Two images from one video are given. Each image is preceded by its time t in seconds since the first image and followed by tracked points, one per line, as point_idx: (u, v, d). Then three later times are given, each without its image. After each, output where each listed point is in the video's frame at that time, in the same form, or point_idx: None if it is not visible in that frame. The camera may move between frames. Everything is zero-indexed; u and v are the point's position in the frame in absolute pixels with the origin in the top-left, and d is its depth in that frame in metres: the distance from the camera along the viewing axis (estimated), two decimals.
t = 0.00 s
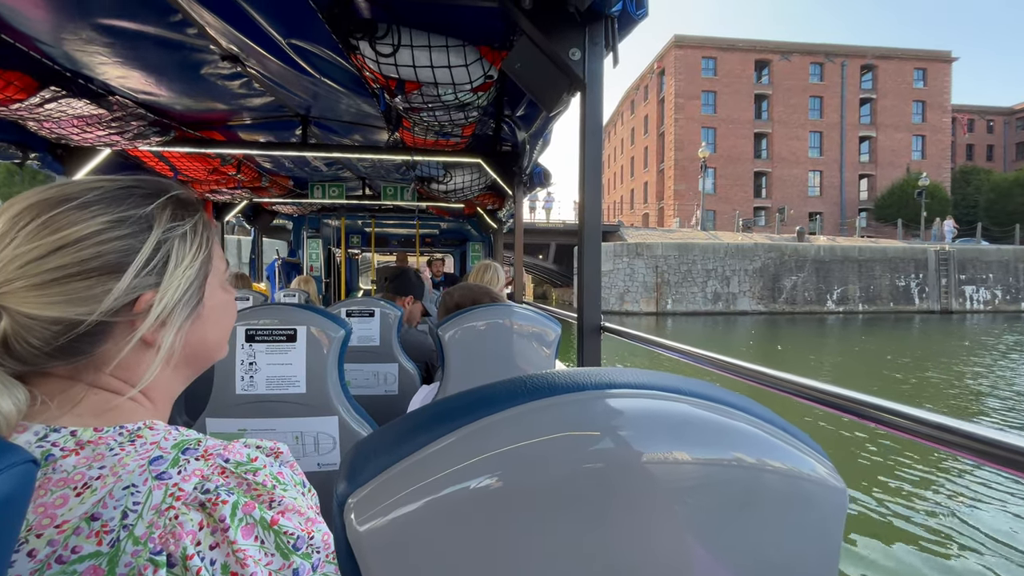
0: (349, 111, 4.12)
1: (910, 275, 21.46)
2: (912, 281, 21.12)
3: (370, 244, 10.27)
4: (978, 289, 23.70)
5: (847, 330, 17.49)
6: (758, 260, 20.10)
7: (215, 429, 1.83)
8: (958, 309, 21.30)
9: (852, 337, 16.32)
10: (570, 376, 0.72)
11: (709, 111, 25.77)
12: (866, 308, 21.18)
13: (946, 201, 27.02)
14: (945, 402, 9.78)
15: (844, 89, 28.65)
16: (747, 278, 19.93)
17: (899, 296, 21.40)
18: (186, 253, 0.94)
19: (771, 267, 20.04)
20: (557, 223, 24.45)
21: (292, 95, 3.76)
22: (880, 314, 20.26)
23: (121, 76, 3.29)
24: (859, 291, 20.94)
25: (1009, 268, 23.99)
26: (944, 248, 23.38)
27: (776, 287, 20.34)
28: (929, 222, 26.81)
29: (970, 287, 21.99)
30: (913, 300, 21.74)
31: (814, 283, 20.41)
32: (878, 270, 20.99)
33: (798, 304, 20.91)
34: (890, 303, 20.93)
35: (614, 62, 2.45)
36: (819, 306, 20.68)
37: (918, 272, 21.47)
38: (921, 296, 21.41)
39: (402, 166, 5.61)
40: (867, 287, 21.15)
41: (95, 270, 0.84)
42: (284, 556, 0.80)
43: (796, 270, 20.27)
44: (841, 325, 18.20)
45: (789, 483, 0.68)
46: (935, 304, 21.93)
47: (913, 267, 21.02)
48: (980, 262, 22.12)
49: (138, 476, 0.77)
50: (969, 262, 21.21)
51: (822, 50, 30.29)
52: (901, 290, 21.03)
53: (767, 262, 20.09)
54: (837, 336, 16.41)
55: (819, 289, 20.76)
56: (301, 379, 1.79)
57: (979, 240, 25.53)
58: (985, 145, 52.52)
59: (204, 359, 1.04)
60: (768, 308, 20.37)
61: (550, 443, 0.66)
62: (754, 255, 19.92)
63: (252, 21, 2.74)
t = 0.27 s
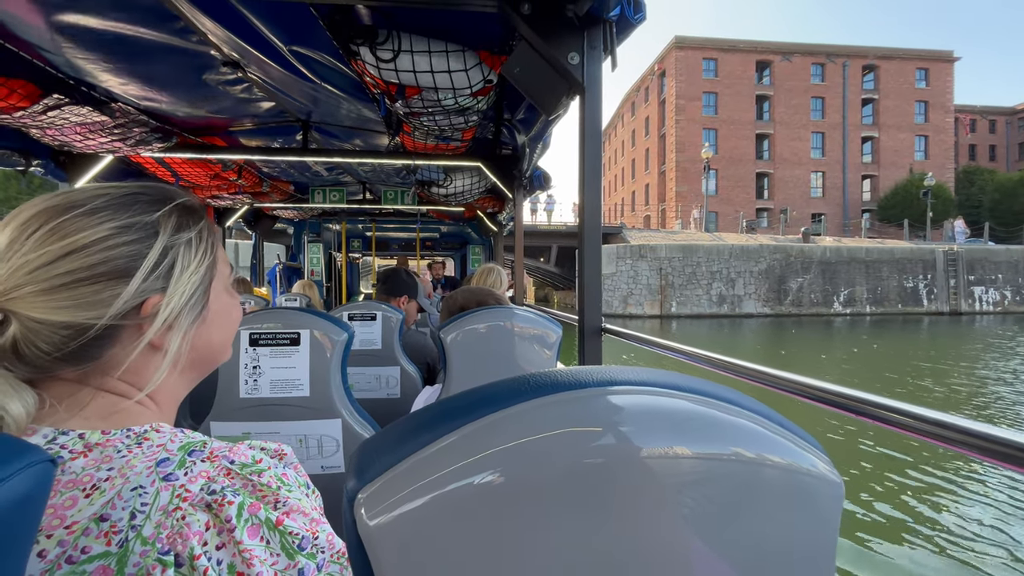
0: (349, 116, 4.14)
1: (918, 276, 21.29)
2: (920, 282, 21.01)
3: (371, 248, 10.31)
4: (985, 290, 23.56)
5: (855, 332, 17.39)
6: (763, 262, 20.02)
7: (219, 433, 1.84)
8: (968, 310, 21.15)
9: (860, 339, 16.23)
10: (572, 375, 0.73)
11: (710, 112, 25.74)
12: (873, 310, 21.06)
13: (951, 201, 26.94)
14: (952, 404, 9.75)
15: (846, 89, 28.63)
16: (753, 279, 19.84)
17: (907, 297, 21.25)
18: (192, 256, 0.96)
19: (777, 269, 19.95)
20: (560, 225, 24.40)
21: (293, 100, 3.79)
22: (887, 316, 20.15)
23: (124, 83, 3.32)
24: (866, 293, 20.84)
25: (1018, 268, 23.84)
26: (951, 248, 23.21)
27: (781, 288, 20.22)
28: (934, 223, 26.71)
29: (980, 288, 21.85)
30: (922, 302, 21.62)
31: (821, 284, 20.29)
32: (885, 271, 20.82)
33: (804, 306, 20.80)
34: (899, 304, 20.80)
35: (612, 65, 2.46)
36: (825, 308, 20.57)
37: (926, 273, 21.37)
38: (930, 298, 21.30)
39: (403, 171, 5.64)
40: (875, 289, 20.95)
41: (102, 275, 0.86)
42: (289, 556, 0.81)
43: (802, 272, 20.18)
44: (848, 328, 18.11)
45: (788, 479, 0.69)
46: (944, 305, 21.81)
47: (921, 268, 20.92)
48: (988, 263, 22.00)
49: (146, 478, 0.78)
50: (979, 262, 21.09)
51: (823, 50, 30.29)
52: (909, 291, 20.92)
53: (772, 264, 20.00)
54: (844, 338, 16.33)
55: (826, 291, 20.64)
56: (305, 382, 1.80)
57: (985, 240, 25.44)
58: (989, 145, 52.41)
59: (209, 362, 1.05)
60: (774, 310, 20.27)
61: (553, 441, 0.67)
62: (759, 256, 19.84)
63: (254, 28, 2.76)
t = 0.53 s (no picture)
0: (347, 120, 4.15)
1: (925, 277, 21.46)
2: (927, 283, 20.92)
3: (370, 252, 10.31)
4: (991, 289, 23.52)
5: (862, 334, 17.27)
6: (768, 263, 19.90)
7: (219, 440, 1.84)
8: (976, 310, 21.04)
9: (867, 341, 16.12)
10: (570, 379, 0.73)
11: (711, 113, 25.66)
12: (880, 311, 20.93)
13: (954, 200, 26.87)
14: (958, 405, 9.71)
15: (846, 89, 28.61)
16: (757, 281, 19.70)
17: (914, 297, 21.14)
18: (189, 262, 0.96)
19: (782, 270, 19.85)
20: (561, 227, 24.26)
21: (291, 106, 3.79)
22: (894, 317, 20.05)
23: (122, 91, 3.33)
24: (872, 293, 20.73)
25: None
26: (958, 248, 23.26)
27: (787, 290, 20.10)
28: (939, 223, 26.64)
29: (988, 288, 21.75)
30: (929, 302, 21.51)
31: (827, 286, 20.13)
32: (892, 271, 20.92)
33: (810, 308, 20.66)
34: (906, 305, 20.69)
35: (610, 69, 2.47)
36: (831, 309, 20.43)
37: (933, 273, 21.27)
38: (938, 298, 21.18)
39: (401, 175, 5.64)
40: (881, 290, 21.11)
41: (99, 282, 0.86)
42: (288, 565, 0.80)
43: (808, 273, 20.05)
44: (855, 329, 17.99)
45: (789, 481, 0.69)
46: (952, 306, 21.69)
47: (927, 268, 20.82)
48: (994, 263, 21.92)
49: (143, 488, 0.78)
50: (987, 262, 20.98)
51: (822, 50, 30.27)
52: (916, 291, 20.81)
53: (777, 265, 19.87)
54: (851, 340, 16.21)
55: (832, 292, 20.50)
56: (305, 388, 1.80)
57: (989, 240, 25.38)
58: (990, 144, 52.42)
59: (208, 369, 1.05)
60: (779, 312, 20.12)
61: (551, 446, 0.67)
62: (764, 257, 19.72)
63: (252, 35, 2.77)
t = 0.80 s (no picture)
0: (345, 127, 4.16)
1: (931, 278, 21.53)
2: (934, 284, 20.87)
3: (369, 257, 10.32)
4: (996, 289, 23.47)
5: (868, 336, 17.19)
6: (772, 265, 19.81)
7: (218, 448, 1.85)
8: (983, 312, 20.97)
9: (873, 343, 16.04)
10: (562, 389, 0.75)
11: (710, 115, 25.58)
12: (886, 313, 20.86)
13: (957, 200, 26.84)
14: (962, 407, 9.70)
15: (846, 90, 28.62)
16: (761, 283, 19.58)
17: (921, 299, 21.04)
18: (187, 274, 0.97)
19: (786, 272, 19.77)
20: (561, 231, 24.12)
21: (289, 113, 3.81)
22: (899, 319, 19.96)
23: (121, 100, 3.36)
24: (878, 295, 20.66)
25: None
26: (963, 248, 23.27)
27: (792, 292, 19.99)
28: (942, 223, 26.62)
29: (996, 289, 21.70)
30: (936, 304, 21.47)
31: (832, 287, 20.00)
32: (897, 273, 20.96)
33: (815, 310, 20.53)
34: (912, 306, 20.62)
35: (604, 76, 2.50)
36: (837, 311, 20.31)
37: (938, 274, 21.25)
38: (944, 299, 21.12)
39: (399, 181, 5.67)
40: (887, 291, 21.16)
41: (100, 295, 0.87)
42: None
43: (813, 275, 19.95)
44: (860, 332, 17.89)
45: (778, 488, 0.71)
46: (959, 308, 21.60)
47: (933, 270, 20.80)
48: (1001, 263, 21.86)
49: (143, 501, 0.80)
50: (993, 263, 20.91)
51: (821, 51, 30.27)
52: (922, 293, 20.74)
53: (781, 267, 19.75)
54: (856, 343, 16.13)
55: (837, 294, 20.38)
56: (303, 395, 1.81)
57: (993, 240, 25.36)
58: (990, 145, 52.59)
59: (206, 380, 1.06)
60: (784, 314, 20.00)
61: (543, 455, 0.69)
62: (768, 259, 19.63)
63: (249, 44, 2.78)
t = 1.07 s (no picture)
0: (343, 131, 4.18)
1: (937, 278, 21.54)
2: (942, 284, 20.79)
3: (368, 261, 10.33)
4: (1001, 289, 23.43)
5: (874, 337, 17.09)
6: (777, 266, 19.70)
7: (219, 453, 1.86)
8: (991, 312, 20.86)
9: (880, 344, 15.94)
10: (561, 390, 0.75)
11: (710, 115, 25.52)
12: (893, 313, 20.78)
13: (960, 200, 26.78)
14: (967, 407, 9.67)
15: (846, 90, 28.61)
16: (766, 284, 19.46)
17: (927, 299, 20.95)
18: (193, 278, 0.99)
19: (791, 273, 19.68)
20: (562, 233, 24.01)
21: (287, 118, 3.82)
22: (907, 320, 19.86)
23: (119, 106, 3.37)
24: (885, 295, 20.59)
25: None
26: (968, 248, 23.27)
27: (797, 293, 19.89)
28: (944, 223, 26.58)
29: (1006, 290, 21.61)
30: (943, 304, 21.38)
31: (838, 288, 19.95)
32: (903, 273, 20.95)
33: (820, 311, 20.44)
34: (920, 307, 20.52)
35: (600, 79, 2.51)
36: (842, 312, 20.20)
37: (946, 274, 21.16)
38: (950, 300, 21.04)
39: (398, 184, 5.68)
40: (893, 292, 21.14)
41: (107, 301, 0.88)
42: None
43: (817, 275, 19.87)
44: (867, 333, 17.78)
45: (773, 484, 0.72)
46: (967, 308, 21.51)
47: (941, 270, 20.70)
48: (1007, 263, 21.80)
49: (146, 505, 0.81)
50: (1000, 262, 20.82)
51: (821, 51, 30.27)
52: (929, 293, 20.65)
53: (786, 267, 19.67)
54: (862, 344, 16.04)
55: (842, 295, 20.29)
56: (303, 399, 1.82)
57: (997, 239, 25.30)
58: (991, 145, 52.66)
59: (210, 384, 1.07)
60: (789, 316, 19.87)
61: (542, 453, 0.70)
62: (772, 260, 19.52)
63: (247, 50, 2.79)
